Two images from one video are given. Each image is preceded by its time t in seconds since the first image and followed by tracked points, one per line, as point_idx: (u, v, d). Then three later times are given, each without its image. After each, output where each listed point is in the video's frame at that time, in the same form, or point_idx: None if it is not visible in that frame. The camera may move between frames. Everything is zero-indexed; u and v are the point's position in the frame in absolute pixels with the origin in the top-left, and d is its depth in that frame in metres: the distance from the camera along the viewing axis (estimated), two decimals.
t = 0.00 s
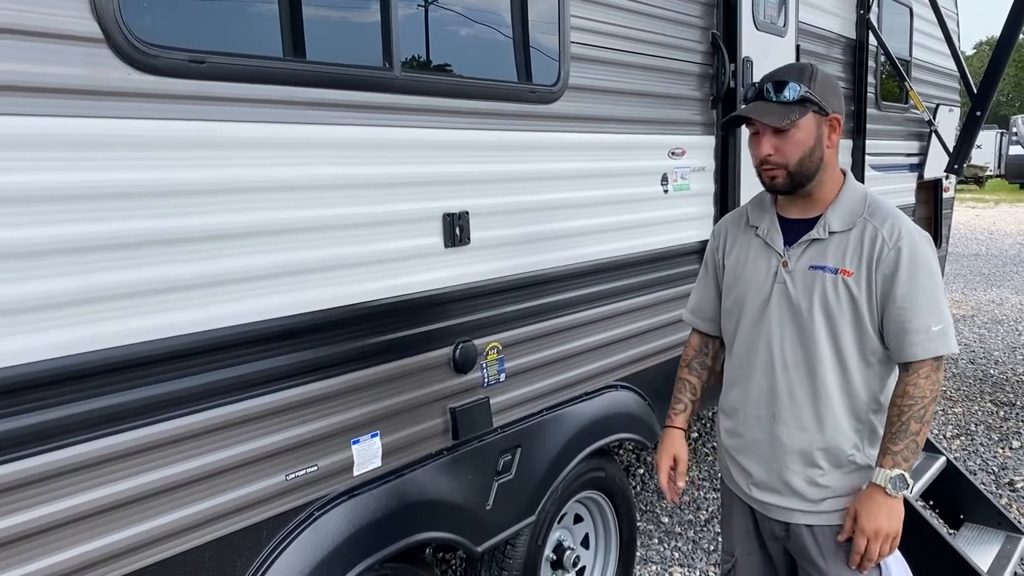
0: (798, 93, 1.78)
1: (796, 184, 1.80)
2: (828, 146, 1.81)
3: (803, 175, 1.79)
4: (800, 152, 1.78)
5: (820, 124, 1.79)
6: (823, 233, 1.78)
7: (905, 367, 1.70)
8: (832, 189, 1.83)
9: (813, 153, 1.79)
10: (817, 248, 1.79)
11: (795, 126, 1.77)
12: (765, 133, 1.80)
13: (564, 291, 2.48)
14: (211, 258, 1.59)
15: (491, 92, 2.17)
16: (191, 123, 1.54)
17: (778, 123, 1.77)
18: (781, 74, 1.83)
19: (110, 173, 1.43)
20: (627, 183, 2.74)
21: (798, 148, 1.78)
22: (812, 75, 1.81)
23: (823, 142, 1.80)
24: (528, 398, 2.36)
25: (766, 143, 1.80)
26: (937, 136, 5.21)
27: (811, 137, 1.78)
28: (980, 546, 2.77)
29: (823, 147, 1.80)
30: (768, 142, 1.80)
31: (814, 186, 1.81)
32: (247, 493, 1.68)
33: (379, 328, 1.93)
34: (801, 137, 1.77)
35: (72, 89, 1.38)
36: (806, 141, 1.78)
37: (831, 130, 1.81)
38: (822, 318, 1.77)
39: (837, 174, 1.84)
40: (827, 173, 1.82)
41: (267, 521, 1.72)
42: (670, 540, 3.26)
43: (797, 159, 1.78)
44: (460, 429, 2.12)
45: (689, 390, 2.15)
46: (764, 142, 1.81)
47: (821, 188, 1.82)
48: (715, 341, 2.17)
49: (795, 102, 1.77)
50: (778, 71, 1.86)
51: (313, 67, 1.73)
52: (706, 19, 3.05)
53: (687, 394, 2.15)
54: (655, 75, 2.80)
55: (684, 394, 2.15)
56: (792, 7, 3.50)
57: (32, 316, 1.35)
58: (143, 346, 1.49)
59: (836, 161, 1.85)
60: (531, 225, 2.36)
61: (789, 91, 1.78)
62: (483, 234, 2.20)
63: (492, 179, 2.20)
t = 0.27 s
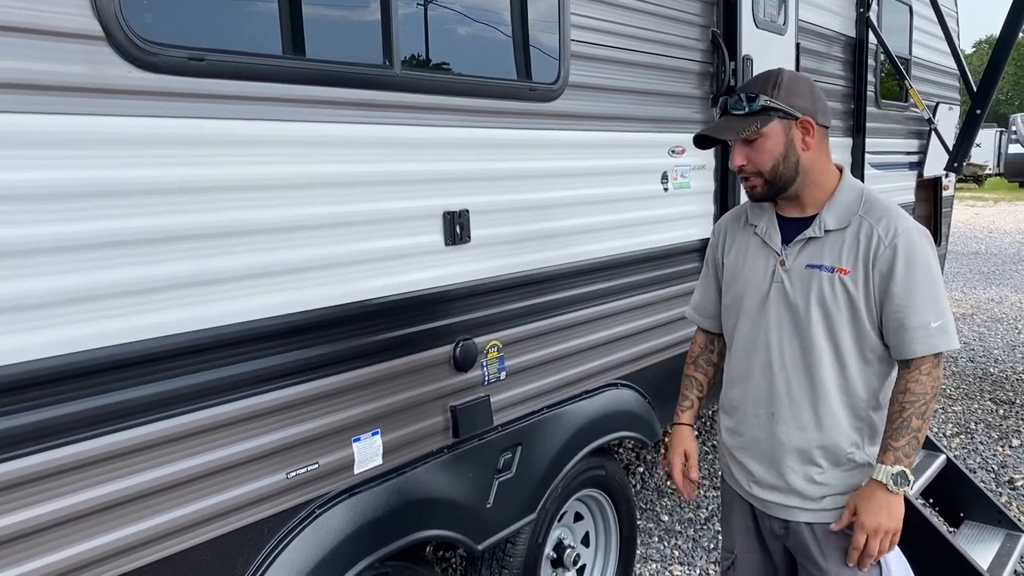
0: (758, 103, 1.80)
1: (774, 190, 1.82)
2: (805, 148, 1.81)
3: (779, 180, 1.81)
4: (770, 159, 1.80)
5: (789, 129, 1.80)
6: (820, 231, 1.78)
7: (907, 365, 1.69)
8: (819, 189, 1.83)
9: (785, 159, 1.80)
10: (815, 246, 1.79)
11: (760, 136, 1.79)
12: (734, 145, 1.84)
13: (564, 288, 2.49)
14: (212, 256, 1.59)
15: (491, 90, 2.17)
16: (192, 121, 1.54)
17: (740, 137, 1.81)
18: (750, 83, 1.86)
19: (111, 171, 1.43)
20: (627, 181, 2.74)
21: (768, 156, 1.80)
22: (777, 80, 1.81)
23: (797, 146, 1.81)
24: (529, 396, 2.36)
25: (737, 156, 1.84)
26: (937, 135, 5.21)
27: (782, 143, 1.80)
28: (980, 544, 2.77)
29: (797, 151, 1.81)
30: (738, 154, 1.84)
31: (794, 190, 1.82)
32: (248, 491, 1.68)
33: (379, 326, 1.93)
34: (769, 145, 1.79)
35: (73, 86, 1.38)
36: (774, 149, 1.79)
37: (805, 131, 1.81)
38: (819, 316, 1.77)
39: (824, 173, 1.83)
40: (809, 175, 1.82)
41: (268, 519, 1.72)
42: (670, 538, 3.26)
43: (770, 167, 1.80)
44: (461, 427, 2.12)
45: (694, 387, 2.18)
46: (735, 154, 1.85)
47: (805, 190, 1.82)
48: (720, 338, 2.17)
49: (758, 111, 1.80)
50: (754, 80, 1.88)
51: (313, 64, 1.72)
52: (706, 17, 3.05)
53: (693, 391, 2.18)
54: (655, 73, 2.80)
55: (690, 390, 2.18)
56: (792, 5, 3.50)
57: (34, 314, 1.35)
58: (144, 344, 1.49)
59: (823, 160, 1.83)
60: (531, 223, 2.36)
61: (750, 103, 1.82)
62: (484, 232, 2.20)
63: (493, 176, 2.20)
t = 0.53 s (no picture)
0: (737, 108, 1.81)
1: (764, 192, 1.83)
2: (791, 149, 1.80)
3: (767, 183, 1.81)
4: (756, 163, 1.80)
5: (773, 132, 1.80)
6: (814, 226, 1.78)
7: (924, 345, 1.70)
8: (809, 187, 1.82)
9: (771, 161, 1.80)
10: (811, 240, 1.79)
11: (743, 140, 1.80)
12: (721, 150, 1.84)
13: (564, 287, 2.49)
14: (212, 256, 1.59)
15: (491, 90, 2.17)
16: (193, 121, 1.54)
17: (724, 142, 1.81)
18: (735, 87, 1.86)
19: (111, 171, 1.43)
20: (627, 180, 2.74)
21: (753, 160, 1.80)
22: (760, 83, 1.81)
23: (783, 148, 1.80)
24: (529, 394, 2.37)
25: (723, 160, 1.85)
26: (937, 133, 5.21)
27: (766, 146, 1.80)
28: (980, 542, 2.78)
29: (783, 152, 1.80)
30: (724, 159, 1.85)
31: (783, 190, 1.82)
32: (249, 490, 1.68)
33: (380, 325, 1.93)
34: (753, 150, 1.80)
35: (74, 86, 1.38)
36: (759, 152, 1.79)
37: (791, 132, 1.80)
38: (816, 311, 1.77)
39: (813, 172, 1.82)
40: (797, 175, 1.81)
41: (269, 518, 1.72)
42: (671, 536, 3.27)
43: (756, 170, 1.81)
44: (460, 426, 2.12)
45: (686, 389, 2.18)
46: (723, 158, 1.86)
47: (795, 190, 1.82)
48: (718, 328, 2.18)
49: (739, 116, 1.80)
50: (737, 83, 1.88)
51: (313, 63, 1.73)
52: (706, 16, 3.05)
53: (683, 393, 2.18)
54: (655, 71, 2.80)
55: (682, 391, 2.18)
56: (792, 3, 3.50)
57: (34, 313, 1.36)
58: (144, 344, 1.49)
59: (811, 158, 1.82)
60: (532, 222, 2.36)
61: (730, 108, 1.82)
62: (484, 231, 2.20)
63: (493, 176, 2.20)
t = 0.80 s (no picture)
0: (731, 108, 1.81)
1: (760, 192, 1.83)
2: (785, 151, 1.80)
3: (762, 184, 1.81)
4: (750, 164, 1.80)
5: (766, 133, 1.79)
6: (810, 231, 1.77)
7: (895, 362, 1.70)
8: (804, 188, 1.81)
9: (764, 162, 1.79)
10: (807, 245, 1.78)
11: (736, 142, 1.80)
12: (715, 150, 1.85)
13: (566, 286, 2.49)
14: (214, 255, 1.59)
15: (493, 88, 2.17)
16: (195, 120, 1.54)
17: (716, 143, 1.82)
18: (730, 87, 1.86)
19: (114, 170, 1.43)
20: (628, 178, 2.74)
21: (747, 161, 1.80)
22: (754, 84, 1.81)
23: (776, 149, 1.80)
24: (530, 393, 2.37)
25: (718, 161, 1.85)
26: (938, 131, 5.21)
27: (760, 147, 1.79)
28: (981, 540, 2.78)
29: (776, 154, 1.80)
30: (718, 159, 1.85)
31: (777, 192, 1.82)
32: (251, 489, 1.68)
33: (381, 324, 1.93)
34: (747, 151, 1.80)
35: (76, 86, 1.38)
36: (751, 153, 1.80)
37: (784, 134, 1.79)
38: (810, 314, 1.78)
39: (808, 173, 1.81)
40: (792, 177, 1.81)
41: (272, 517, 1.73)
42: (672, 534, 3.27)
43: (750, 171, 1.81)
44: (462, 425, 2.12)
45: (699, 385, 2.18)
46: (717, 159, 1.86)
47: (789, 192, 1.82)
48: (721, 336, 2.18)
49: (732, 117, 1.80)
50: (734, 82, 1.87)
51: (314, 62, 1.72)
52: (707, 14, 3.05)
53: (697, 389, 2.17)
54: (656, 69, 2.79)
55: (694, 387, 2.18)
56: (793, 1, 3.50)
57: (37, 312, 1.36)
58: (147, 343, 1.49)
59: (806, 159, 1.81)
60: (533, 221, 2.36)
61: (724, 109, 1.82)
62: (485, 229, 2.20)
63: (494, 174, 2.20)
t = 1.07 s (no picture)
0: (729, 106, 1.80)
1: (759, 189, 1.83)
2: (784, 149, 1.79)
3: (761, 181, 1.81)
4: (749, 161, 1.80)
5: (765, 131, 1.79)
6: (810, 229, 1.77)
7: (898, 359, 1.69)
8: (805, 185, 1.81)
9: (763, 160, 1.79)
10: (806, 242, 1.78)
11: (735, 139, 1.80)
12: (714, 149, 1.85)
13: (568, 283, 2.49)
14: (217, 252, 1.59)
15: (495, 84, 2.16)
16: (198, 117, 1.54)
17: (715, 141, 1.82)
18: (729, 84, 1.85)
19: (117, 167, 1.43)
20: (630, 175, 2.74)
21: (746, 158, 1.80)
22: (753, 81, 1.80)
23: (775, 147, 1.79)
24: (533, 390, 2.37)
25: (717, 159, 1.85)
26: (941, 128, 5.20)
27: (759, 144, 1.79)
28: (983, 537, 2.78)
29: (775, 151, 1.79)
30: (718, 157, 1.85)
31: (777, 189, 1.82)
32: (254, 486, 1.68)
33: (384, 321, 1.93)
34: (746, 148, 1.80)
35: (80, 83, 1.38)
36: (750, 151, 1.79)
37: (783, 132, 1.79)
38: (809, 312, 1.77)
39: (808, 170, 1.81)
40: (792, 174, 1.80)
41: (275, 514, 1.73)
42: (674, 531, 3.27)
43: (749, 169, 1.81)
44: (464, 422, 2.12)
45: (699, 380, 2.18)
46: (717, 157, 1.86)
47: (790, 189, 1.81)
48: (721, 333, 2.18)
49: (731, 115, 1.80)
50: (734, 80, 1.87)
51: (316, 59, 1.72)
52: (710, 10, 3.04)
53: (696, 384, 2.17)
54: (659, 66, 2.79)
55: (694, 383, 2.18)
56: None
57: (40, 309, 1.36)
58: (150, 339, 1.50)
59: (805, 157, 1.80)
60: (535, 218, 2.36)
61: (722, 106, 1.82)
62: (487, 226, 2.20)
63: (497, 171, 2.20)
